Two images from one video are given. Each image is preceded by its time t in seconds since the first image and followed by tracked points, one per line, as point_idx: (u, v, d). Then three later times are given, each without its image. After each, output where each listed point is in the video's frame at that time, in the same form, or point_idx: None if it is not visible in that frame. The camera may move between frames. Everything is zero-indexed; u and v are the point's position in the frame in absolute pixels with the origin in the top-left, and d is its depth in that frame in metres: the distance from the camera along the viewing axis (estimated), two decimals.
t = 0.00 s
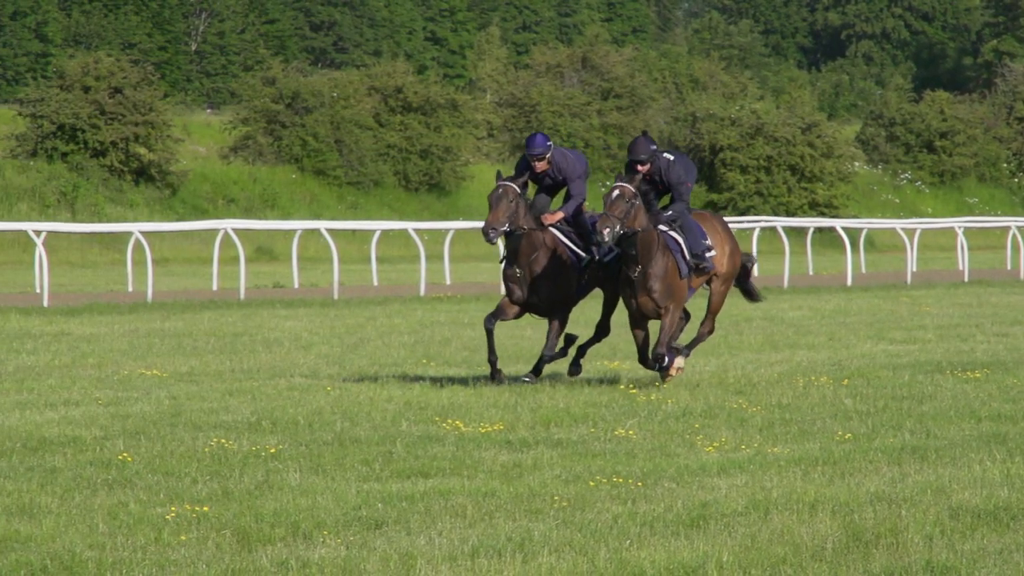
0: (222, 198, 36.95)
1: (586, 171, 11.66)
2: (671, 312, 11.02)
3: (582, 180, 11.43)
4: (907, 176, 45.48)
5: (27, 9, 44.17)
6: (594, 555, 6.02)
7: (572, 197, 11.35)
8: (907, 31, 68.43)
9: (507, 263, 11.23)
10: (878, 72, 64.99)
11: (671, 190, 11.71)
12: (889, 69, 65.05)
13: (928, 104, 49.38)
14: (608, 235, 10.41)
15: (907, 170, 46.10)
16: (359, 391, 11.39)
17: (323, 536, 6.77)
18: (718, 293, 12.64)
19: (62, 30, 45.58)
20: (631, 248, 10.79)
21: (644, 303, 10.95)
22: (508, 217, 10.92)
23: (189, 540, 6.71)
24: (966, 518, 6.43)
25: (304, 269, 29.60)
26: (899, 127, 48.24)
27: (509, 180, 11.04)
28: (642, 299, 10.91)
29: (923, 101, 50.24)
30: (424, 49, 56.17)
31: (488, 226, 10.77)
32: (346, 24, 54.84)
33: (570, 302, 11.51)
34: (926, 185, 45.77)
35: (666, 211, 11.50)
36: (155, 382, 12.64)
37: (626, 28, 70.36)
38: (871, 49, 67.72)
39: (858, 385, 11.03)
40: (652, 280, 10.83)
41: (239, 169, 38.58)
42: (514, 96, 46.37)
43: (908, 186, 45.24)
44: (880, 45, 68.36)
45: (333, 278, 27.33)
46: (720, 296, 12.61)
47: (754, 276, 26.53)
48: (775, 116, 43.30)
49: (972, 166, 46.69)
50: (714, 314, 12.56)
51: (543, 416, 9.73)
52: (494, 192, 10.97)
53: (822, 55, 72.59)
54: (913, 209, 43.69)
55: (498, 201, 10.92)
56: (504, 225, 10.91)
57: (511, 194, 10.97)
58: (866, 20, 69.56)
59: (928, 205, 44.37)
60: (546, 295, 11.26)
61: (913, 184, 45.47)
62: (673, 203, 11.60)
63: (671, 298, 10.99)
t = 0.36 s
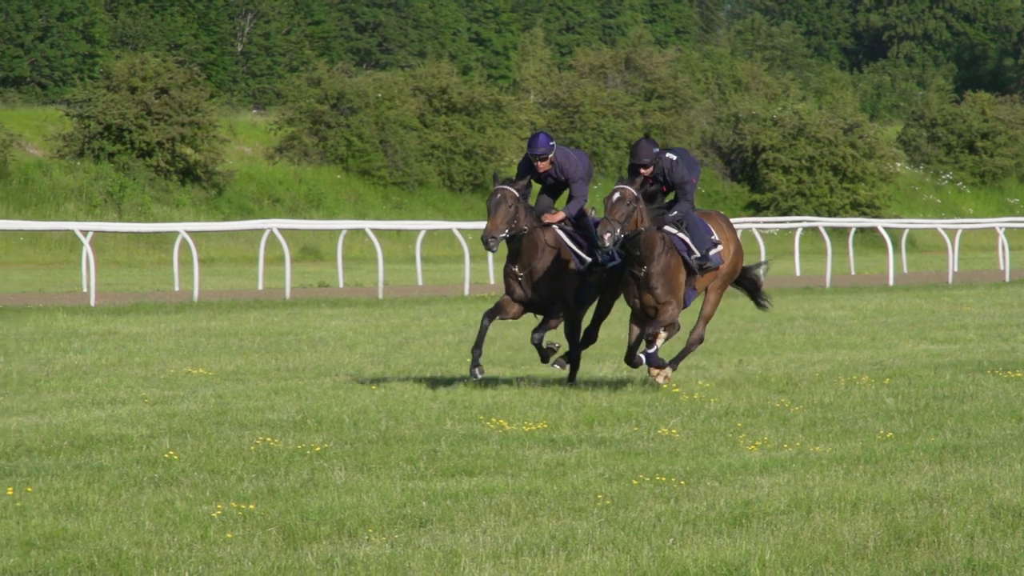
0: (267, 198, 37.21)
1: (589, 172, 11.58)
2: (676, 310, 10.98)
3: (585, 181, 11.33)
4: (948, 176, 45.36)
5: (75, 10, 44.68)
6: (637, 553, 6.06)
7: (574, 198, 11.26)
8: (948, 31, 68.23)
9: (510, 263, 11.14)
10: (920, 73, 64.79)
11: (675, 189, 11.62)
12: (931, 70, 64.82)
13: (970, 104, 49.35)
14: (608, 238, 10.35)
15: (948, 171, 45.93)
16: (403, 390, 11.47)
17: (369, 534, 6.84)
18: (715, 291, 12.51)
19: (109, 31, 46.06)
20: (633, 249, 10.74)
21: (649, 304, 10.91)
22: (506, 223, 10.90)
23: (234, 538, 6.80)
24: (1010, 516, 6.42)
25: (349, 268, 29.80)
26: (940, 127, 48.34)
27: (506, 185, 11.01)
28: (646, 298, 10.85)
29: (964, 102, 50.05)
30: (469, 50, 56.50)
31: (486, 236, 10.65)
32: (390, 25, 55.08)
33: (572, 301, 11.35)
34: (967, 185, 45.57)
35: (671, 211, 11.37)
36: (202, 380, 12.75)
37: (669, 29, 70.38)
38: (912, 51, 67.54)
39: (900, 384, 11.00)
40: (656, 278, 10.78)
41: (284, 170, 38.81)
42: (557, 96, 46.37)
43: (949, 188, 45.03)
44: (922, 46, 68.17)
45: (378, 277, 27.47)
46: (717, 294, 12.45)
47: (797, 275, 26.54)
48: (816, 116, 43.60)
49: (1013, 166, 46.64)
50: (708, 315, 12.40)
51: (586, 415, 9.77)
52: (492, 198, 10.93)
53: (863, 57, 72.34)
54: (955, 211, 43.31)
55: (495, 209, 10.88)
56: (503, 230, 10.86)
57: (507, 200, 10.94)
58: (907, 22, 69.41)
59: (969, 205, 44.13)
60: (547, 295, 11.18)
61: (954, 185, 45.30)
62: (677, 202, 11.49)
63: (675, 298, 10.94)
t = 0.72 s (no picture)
0: (315, 196, 37.46)
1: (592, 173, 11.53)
2: (677, 308, 11.12)
3: (586, 181, 11.29)
4: (991, 176, 45.72)
5: (125, 10, 45.08)
6: (682, 548, 6.10)
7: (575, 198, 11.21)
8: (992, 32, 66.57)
9: (511, 261, 11.13)
10: (963, 72, 64.34)
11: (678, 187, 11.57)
12: (974, 70, 64.40)
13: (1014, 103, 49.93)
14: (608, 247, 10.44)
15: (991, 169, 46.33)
16: (448, 387, 11.55)
17: (416, 529, 6.93)
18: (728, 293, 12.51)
19: (159, 31, 46.48)
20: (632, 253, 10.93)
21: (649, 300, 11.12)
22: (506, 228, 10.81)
23: (283, 533, 6.89)
24: None
25: (396, 266, 29.99)
26: (983, 127, 48.40)
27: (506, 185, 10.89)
28: (646, 294, 11.06)
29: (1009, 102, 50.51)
30: (516, 49, 56.64)
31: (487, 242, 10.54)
32: (437, 25, 55.15)
33: (575, 300, 11.42)
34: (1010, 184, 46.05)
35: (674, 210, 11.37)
36: (250, 376, 12.88)
37: (714, 29, 70.23)
38: (956, 50, 67.18)
39: (943, 381, 10.97)
40: (658, 277, 10.97)
41: (331, 168, 39.03)
42: (603, 95, 46.34)
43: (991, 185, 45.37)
44: (965, 46, 67.76)
45: (425, 275, 27.62)
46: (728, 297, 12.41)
47: (841, 272, 26.56)
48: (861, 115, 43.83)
49: None
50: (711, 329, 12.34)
51: (631, 412, 9.81)
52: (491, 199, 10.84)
53: (907, 57, 71.81)
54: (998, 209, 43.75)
55: (495, 213, 10.75)
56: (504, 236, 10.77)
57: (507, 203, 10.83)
58: (951, 22, 68.84)
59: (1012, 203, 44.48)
60: (546, 293, 11.17)
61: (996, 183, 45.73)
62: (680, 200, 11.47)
63: (678, 296, 11.10)
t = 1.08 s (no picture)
0: (364, 195, 37.68)
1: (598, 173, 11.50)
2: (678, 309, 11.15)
3: (591, 182, 11.23)
4: None
5: (176, 10, 45.58)
6: (728, 545, 6.15)
7: (578, 200, 11.17)
8: None
9: (514, 261, 11.09)
10: (1008, 73, 63.99)
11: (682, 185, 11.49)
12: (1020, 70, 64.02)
13: None
14: (607, 258, 10.53)
15: None
16: (495, 384, 11.63)
17: (464, 525, 7.01)
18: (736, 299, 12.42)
19: (210, 31, 46.96)
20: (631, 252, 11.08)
21: (651, 297, 11.21)
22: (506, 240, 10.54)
23: (333, 528, 6.99)
24: None
25: (444, 263, 30.16)
26: None
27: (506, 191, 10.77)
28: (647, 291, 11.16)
29: None
30: (563, 49, 56.78)
31: (489, 252, 10.42)
32: (486, 25, 55.23)
33: (577, 298, 11.46)
34: None
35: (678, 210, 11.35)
36: (299, 374, 13.01)
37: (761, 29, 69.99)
38: (1000, 51, 66.92)
39: (988, 379, 10.95)
40: (660, 276, 11.04)
41: (380, 168, 39.23)
42: (651, 95, 46.21)
43: None
44: (1010, 46, 67.46)
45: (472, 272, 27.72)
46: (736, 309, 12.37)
47: (887, 270, 26.36)
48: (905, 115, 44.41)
49: None
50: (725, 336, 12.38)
51: (677, 409, 9.86)
52: (491, 206, 10.68)
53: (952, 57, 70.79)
54: None
55: (494, 220, 10.59)
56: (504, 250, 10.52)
57: (508, 210, 10.67)
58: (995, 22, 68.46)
59: None
60: (548, 293, 11.15)
61: None
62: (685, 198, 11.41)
63: (680, 295, 11.11)
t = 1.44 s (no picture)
0: (415, 195, 37.91)
1: (603, 175, 11.52)
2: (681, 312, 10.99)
3: (593, 184, 11.28)
4: None
5: (229, 12, 46.02)
6: (775, 542, 6.21)
7: (581, 202, 11.20)
8: None
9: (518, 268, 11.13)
10: None
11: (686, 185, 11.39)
12: None
13: None
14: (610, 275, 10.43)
15: None
16: (545, 382, 11.70)
17: (514, 522, 7.10)
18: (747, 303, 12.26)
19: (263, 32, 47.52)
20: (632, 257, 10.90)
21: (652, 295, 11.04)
22: (512, 246, 10.69)
23: (384, 525, 7.10)
24: None
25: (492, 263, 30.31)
26: None
27: (506, 197, 10.87)
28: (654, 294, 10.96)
29: None
30: (612, 51, 56.87)
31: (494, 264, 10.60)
32: (536, 27, 55.43)
33: (580, 301, 11.41)
34: None
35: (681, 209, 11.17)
36: (351, 372, 13.15)
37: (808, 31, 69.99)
38: None
39: None
40: (666, 278, 10.85)
41: (430, 168, 39.44)
42: (698, 97, 45.98)
43: None
44: None
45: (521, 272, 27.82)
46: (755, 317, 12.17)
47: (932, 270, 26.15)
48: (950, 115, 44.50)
49: None
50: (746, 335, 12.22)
51: (725, 408, 9.90)
52: (493, 214, 10.78)
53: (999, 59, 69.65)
54: None
55: (498, 228, 10.72)
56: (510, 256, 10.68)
57: (509, 217, 10.76)
58: None
59: None
60: (551, 298, 11.12)
61: None
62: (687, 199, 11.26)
63: (683, 297, 10.92)
